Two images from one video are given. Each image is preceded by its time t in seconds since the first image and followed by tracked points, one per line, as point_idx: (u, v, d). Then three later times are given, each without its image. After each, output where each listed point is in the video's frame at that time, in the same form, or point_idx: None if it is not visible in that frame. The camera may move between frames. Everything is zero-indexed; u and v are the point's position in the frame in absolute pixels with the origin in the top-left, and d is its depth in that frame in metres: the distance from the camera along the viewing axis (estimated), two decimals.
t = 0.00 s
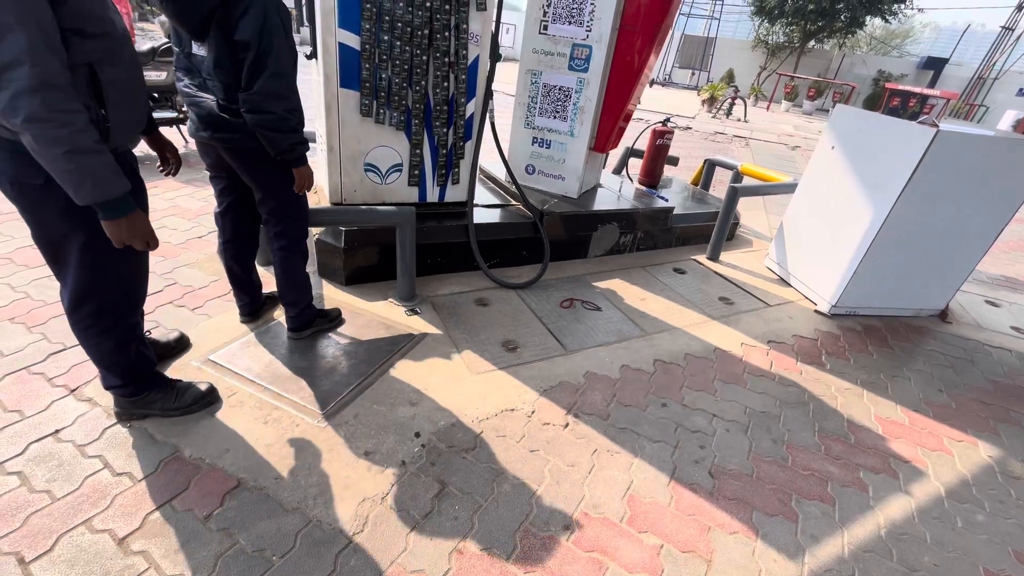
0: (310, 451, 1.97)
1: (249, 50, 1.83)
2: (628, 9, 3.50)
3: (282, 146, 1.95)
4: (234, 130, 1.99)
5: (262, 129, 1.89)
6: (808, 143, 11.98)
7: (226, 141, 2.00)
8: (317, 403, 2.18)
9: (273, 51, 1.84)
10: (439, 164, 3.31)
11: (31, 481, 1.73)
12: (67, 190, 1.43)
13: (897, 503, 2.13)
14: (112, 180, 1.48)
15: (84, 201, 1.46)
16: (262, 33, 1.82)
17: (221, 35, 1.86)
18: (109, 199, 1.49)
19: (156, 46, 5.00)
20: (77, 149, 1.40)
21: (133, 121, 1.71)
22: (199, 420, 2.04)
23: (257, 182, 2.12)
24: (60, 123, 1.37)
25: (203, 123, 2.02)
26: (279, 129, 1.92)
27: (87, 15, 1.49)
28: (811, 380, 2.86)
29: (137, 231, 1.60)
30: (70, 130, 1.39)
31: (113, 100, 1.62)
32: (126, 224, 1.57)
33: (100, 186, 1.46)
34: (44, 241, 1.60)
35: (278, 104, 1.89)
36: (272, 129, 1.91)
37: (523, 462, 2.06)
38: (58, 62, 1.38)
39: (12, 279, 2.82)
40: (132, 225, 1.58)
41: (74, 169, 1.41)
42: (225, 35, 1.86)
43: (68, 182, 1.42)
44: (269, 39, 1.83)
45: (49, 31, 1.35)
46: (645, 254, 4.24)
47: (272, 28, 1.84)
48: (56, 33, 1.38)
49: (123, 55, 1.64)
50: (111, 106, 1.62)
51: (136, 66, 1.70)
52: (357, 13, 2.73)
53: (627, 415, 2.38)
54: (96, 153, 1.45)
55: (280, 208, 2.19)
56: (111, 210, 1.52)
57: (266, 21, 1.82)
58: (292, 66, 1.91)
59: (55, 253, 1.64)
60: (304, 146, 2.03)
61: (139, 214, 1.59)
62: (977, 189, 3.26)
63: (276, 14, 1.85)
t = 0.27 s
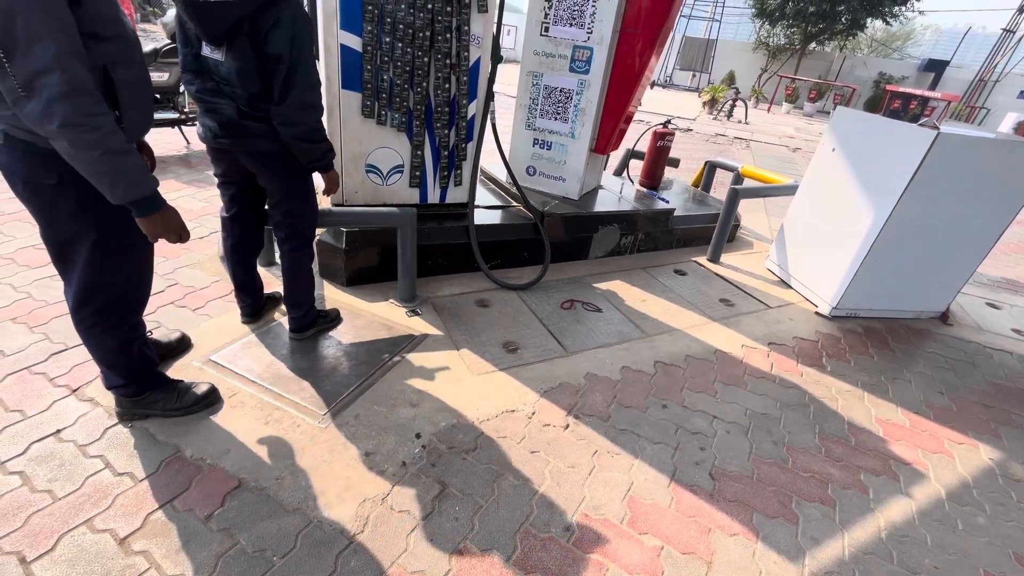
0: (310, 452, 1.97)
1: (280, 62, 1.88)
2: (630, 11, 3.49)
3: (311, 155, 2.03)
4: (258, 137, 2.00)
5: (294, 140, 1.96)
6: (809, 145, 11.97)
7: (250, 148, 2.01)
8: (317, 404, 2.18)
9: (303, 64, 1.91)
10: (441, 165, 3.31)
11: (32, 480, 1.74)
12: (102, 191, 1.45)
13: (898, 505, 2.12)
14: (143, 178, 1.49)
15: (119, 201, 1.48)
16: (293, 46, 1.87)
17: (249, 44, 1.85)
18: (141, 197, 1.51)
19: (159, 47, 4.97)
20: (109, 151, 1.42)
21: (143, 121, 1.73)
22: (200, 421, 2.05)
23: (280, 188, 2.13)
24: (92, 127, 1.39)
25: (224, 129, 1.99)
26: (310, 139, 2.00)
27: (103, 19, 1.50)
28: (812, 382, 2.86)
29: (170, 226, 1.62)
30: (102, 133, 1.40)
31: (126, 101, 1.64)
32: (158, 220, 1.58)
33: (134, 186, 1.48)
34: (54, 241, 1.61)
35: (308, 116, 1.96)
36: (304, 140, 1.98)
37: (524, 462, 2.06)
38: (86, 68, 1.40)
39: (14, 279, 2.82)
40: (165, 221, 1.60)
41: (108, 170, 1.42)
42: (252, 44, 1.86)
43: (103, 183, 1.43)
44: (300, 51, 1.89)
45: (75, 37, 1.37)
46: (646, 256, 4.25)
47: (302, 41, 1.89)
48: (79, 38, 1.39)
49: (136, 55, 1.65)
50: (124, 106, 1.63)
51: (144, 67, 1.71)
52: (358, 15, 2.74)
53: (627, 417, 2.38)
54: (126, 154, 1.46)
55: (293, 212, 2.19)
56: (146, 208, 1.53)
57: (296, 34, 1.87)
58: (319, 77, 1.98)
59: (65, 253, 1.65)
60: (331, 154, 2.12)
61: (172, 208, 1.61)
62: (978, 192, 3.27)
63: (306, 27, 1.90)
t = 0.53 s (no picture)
0: (310, 452, 1.98)
1: (293, 72, 1.87)
2: (631, 12, 3.48)
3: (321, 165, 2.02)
4: (267, 143, 1.99)
5: (304, 151, 1.96)
6: (810, 146, 11.96)
7: (261, 154, 2.00)
8: (318, 405, 2.18)
9: (316, 74, 1.90)
10: (441, 166, 3.31)
11: (33, 480, 1.74)
12: (101, 193, 1.46)
13: (899, 507, 2.12)
14: (143, 181, 1.50)
15: (118, 203, 1.49)
16: (306, 57, 1.87)
17: (262, 51, 1.86)
18: (140, 199, 1.52)
19: (160, 48, 4.97)
20: (111, 153, 1.43)
21: (144, 121, 1.74)
22: (201, 421, 2.05)
23: (289, 194, 2.14)
24: (95, 130, 1.40)
25: (234, 134, 1.98)
26: (321, 150, 1.99)
27: (107, 20, 1.50)
28: (813, 383, 2.86)
29: (167, 229, 1.63)
30: (105, 136, 1.41)
31: (129, 101, 1.65)
32: (156, 222, 1.59)
33: (134, 188, 1.49)
34: (55, 241, 1.61)
35: (320, 127, 1.96)
36: (314, 150, 1.97)
37: (525, 463, 2.06)
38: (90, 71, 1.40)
39: (16, 279, 2.83)
40: (162, 224, 1.60)
41: (109, 172, 1.43)
42: (266, 52, 1.87)
43: (104, 185, 1.44)
44: (313, 61, 1.89)
45: (80, 40, 1.37)
46: (647, 257, 4.25)
47: (316, 51, 1.89)
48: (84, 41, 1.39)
49: (139, 57, 1.65)
50: (127, 107, 1.64)
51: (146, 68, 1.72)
52: (360, 16, 2.75)
53: (628, 418, 2.38)
54: (126, 156, 1.47)
55: (300, 215, 2.20)
56: (144, 211, 1.55)
57: (310, 44, 1.87)
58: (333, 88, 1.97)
59: (66, 252, 1.65)
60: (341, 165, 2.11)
61: (168, 211, 1.62)
62: (979, 193, 3.26)
63: (319, 36, 1.90)
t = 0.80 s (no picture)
0: (311, 451, 1.98)
1: (292, 78, 1.85)
2: (633, 12, 3.47)
3: (312, 173, 1.98)
4: (269, 144, 2.01)
5: (294, 157, 1.92)
6: (811, 146, 11.95)
7: (263, 156, 2.03)
8: (318, 405, 2.18)
9: (315, 81, 1.87)
10: (441, 166, 3.31)
11: (34, 479, 1.74)
12: (86, 193, 1.45)
13: (900, 508, 2.12)
14: (130, 182, 1.49)
15: (102, 204, 1.48)
16: (307, 63, 1.85)
17: (266, 55, 1.86)
18: (126, 200, 1.51)
19: (162, 47, 5.00)
20: (96, 153, 1.42)
21: (141, 120, 1.74)
22: (201, 421, 2.05)
23: (292, 196, 2.14)
24: (81, 129, 1.39)
25: (236, 135, 2.02)
26: (313, 158, 1.95)
27: (102, 19, 1.50)
28: (813, 384, 2.85)
29: (153, 231, 1.62)
30: (90, 135, 1.41)
31: (124, 100, 1.65)
32: (142, 224, 1.58)
33: (119, 189, 1.48)
34: (53, 239, 1.61)
35: (312, 134, 1.92)
36: (305, 158, 1.93)
37: (525, 463, 2.06)
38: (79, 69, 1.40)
39: (17, 278, 2.83)
40: (148, 226, 1.59)
41: (94, 172, 1.43)
42: (270, 56, 1.87)
43: (88, 185, 1.43)
44: (313, 68, 1.86)
45: (68, 38, 1.37)
46: (648, 257, 4.24)
47: (318, 57, 1.86)
48: (73, 40, 1.39)
49: (136, 56, 1.66)
50: (123, 106, 1.64)
51: (144, 67, 1.72)
52: (361, 16, 2.75)
53: (628, 418, 2.38)
54: (113, 156, 1.47)
55: (303, 217, 2.20)
56: (129, 213, 1.54)
57: (312, 51, 1.84)
58: (333, 95, 1.94)
59: (65, 250, 1.65)
60: (334, 175, 2.05)
61: (155, 214, 1.61)
62: (981, 194, 3.26)
63: (323, 42, 1.88)
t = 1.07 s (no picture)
0: (311, 450, 1.98)
1: (290, 78, 1.85)
2: (634, 11, 3.47)
3: (310, 174, 1.97)
4: (270, 144, 2.02)
5: (293, 157, 1.92)
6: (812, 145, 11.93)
7: (265, 155, 2.04)
8: (319, 404, 2.18)
9: (313, 81, 1.87)
10: (442, 165, 3.31)
11: (35, 478, 1.74)
12: (79, 191, 1.45)
13: (901, 507, 2.12)
14: (123, 180, 1.49)
15: (96, 202, 1.48)
16: (305, 63, 1.84)
17: (265, 55, 1.86)
18: (119, 199, 1.51)
19: (162, 46, 5.00)
20: (89, 151, 1.42)
21: (140, 118, 1.74)
22: (202, 419, 2.05)
23: (293, 195, 2.14)
24: (73, 126, 1.39)
25: (238, 135, 2.02)
26: (311, 159, 1.95)
27: (98, 17, 1.50)
28: (814, 383, 2.85)
29: (147, 230, 1.62)
30: (82, 133, 1.40)
31: (121, 98, 1.65)
32: (136, 223, 1.58)
33: (111, 188, 1.47)
34: (50, 237, 1.61)
35: (310, 134, 1.92)
36: (303, 159, 1.93)
37: (526, 462, 2.06)
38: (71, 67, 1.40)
39: (18, 277, 2.83)
40: (142, 225, 1.59)
41: (86, 170, 1.42)
42: (269, 56, 1.87)
43: (81, 183, 1.43)
44: (312, 68, 1.86)
45: (61, 37, 1.37)
46: (649, 256, 4.24)
47: (316, 57, 1.86)
48: (67, 38, 1.39)
49: (133, 54, 1.65)
50: (119, 104, 1.64)
51: (143, 65, 1.72)
52: (362, 14, 2.75)
53: (629, 418, 2.38)
54: (107, 155, 1.46)
55: (304, 217, 2.20)
56: (122, 211, 1.53)
57: (310, 50, 1.84)
58: (332, 95, 1.93)
59: (63, 248, 1.65)
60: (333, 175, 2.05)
61: (149, 212, 1.61)
62: (982, 193, 3.25)
63: (322, 42, 1.87)
